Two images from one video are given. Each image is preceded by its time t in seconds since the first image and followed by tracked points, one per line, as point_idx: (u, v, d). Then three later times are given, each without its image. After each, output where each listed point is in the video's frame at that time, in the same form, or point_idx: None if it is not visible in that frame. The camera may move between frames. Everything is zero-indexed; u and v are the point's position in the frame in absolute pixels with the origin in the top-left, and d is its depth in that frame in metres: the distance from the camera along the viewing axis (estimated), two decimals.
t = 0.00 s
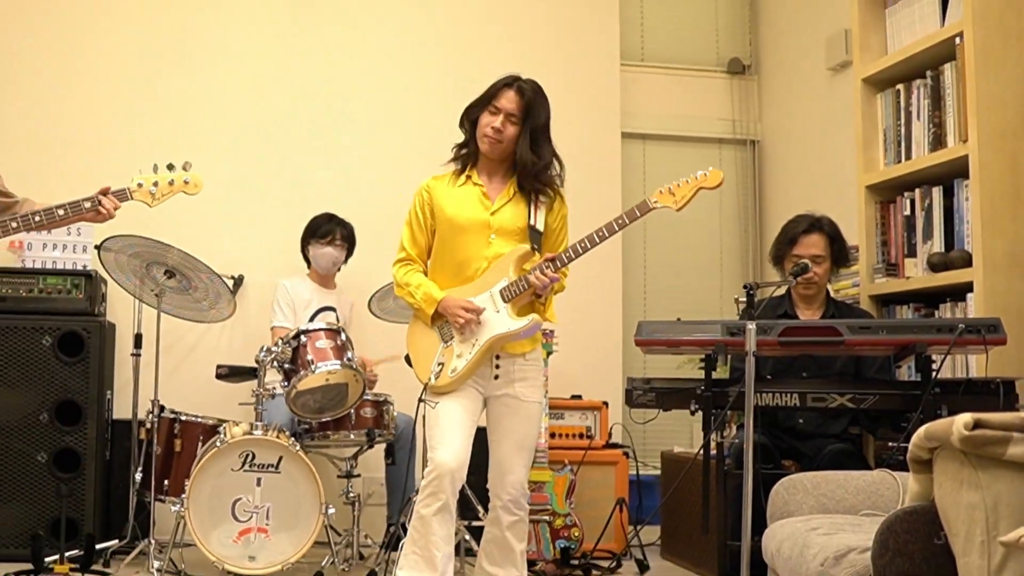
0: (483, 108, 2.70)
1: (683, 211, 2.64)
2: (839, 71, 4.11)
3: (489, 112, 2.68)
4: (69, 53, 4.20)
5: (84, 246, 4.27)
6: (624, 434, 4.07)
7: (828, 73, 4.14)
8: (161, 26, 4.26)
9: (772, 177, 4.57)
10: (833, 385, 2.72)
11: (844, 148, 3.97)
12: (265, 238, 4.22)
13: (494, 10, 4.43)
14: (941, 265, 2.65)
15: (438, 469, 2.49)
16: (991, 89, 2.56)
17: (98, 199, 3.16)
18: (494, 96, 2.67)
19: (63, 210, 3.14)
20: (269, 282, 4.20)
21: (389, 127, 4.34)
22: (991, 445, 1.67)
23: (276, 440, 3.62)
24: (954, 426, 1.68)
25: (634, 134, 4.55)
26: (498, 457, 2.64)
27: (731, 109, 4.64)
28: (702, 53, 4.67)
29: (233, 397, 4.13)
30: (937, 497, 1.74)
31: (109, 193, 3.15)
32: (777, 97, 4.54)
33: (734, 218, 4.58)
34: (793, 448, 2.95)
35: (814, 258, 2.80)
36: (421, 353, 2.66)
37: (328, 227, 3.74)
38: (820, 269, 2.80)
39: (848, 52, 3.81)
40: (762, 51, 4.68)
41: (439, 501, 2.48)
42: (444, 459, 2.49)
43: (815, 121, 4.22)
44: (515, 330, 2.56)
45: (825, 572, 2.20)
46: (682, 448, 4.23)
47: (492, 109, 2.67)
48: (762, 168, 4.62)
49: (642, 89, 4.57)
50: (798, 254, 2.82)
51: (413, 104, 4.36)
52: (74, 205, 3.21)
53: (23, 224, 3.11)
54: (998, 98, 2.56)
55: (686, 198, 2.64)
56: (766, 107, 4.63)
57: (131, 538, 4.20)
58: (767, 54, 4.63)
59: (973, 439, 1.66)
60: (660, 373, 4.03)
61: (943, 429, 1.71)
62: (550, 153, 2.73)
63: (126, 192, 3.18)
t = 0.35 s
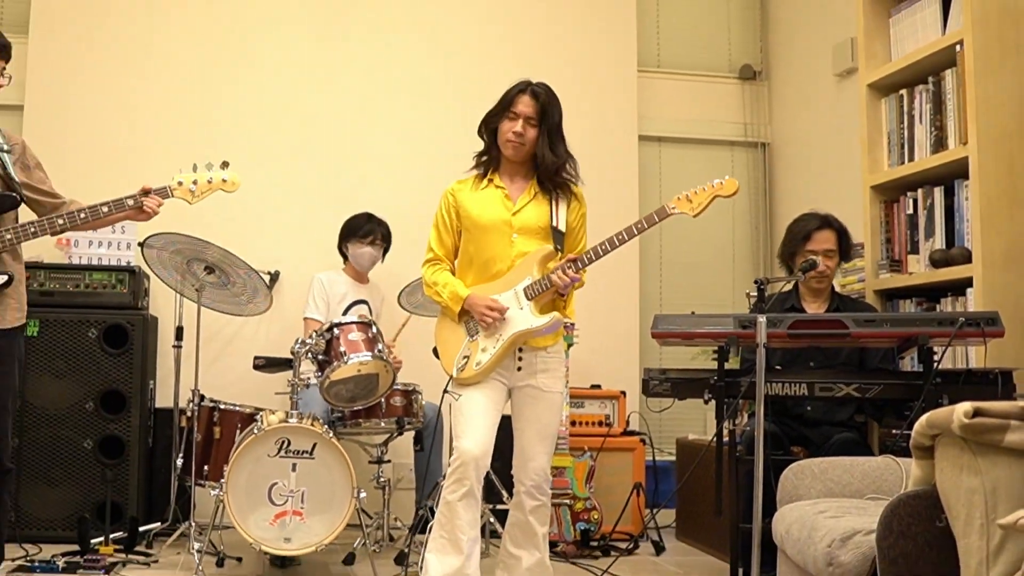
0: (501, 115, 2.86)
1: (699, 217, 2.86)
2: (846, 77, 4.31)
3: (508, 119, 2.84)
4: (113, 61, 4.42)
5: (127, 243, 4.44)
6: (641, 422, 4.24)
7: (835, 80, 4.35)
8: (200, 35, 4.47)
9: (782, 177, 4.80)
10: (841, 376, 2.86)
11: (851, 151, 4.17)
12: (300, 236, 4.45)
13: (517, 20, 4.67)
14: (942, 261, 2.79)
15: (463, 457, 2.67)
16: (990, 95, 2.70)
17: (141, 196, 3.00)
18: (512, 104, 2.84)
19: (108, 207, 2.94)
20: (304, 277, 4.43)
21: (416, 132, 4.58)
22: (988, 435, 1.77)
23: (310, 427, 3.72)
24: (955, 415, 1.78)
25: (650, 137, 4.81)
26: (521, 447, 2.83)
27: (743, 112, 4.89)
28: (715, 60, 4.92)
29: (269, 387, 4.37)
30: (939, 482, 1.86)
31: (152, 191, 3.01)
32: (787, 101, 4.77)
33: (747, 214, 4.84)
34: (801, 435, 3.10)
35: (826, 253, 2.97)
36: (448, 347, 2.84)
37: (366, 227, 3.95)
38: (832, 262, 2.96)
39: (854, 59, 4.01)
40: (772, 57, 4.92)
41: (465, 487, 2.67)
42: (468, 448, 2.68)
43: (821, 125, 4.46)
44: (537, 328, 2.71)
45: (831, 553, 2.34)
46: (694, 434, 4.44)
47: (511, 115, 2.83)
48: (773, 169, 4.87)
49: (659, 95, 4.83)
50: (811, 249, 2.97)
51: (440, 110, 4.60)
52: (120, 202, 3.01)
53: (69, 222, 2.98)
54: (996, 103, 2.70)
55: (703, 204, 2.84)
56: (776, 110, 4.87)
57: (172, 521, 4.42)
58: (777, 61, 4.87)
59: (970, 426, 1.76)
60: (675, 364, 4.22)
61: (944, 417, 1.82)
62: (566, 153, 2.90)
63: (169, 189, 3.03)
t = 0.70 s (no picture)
0: (524, 124, 3.02)
1: (709, 217, 3.05)
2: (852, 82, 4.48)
3: (531, 127, 3.00)
4: (154, 69, 4.65)
5: (167, 241, 4.64)
6: (656, 412, 4.41)
7: (840, 86, 4.53)
8: (237, 44, 4.71)
9: (791, 177, 5.01)
10: (847, 367, 3.01)
11: (857, 152, 4.33)
12: (331, 234, 4.68)
13: (538, 28, 4.88)
14: (943, 257, 2.94)
15: (494, 448, 2.85)
16: (988, 98, 2.83)
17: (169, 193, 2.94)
18: (533, 113, 2.98)
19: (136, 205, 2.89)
20: (336, 273, 4.66)
21: (442, 136, 4.80)
22: (988, 422, 1.82)
23: (342, 416, 3.88)
24: (955, 404, 1.83)
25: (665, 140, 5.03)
26: (545, 437, 3.01)
27: (754, 115, 5.11)
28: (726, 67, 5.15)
29: (302, 378, 4.61)
30: (941, 468, 1.91)
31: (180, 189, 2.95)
32: (795, 104, 4.96)
33: (756, 219, 5.05)
34: (809, 424, 3.26)
35: (833, 250, 3.11)
36: (473, 342, 3.01)
37: (400, 227, 4.12)
38: (838, 259, 3.11)
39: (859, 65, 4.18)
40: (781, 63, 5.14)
41: (494, 477, 2.85)
42: (499, 440, 2.85)
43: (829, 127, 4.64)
44: (558, 324, 2.88)
45: (839, 535, 2.45)
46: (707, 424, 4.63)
47: (533, 124, 2.99)
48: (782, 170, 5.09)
49: (674, 98, 5.05)
50: (819, 246, 3.12)
51: (465, 114, 4.82)
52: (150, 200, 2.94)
53: (101, 222, 2.92)
54: (995, 106, 2.84)
55: (714, 206, 3.06)
56: (785, 114, 5.08)
57: (210, 506, 4.64)
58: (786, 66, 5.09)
59: (971, 415, 1.81)
60: (690, 356, 4.41)
61: (945, 406, 1.88)
62: (584, 160, 3.07)
63: (196, 188, 2.99)
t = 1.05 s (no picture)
0: (548, 130, 3.18)
1: (724, 222, 3.23)
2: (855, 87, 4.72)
3: (554, 133, 3.17)
4: (193, 80, 4.95)
5: (204, 238, 4.86)
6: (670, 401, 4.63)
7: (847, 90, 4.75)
8: (271, 57, 5.02)
9: (797, 179, 5.29)
10: (854, 358, 3.12)
11: (858, 155, 4.60)
12: (362, 233, 4.98)
13: (555, 38, 5.17)
14: (944, 254, 3.09)
15: (517, 435, 3.00)
16: (988, 101, 2.97)
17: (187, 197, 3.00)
18: (557, 121, 3.14)
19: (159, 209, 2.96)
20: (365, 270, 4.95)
21: (466, 141, 5.09)
22: (987, 413, 1.98)
23: (369, 405, 4.00)
24: (958, 397, 2.00)
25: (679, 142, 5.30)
26: (565, 427, 3.18)
27: (763, 120, 5.38)
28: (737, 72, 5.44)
29: (332, 369, 4.86)
30: (942, 456, 2.09)
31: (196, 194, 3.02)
32: (802, 110, 5.24)
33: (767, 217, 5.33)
34: (817, 413, 3.41)
35: (834, 248, 3.28)
36: (494, 334, 3.18)
37: (415, 222, 4.31)
38: (839, 257, 3.26)
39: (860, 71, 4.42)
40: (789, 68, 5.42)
41: (517, 462, 3.01)
42: (523, 427, 3.00)
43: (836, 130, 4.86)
44: (575, 319, 3.04)
45: (844, 520, 2.58)
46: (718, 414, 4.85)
47: (557, 130, 3.16)
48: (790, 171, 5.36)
49: (686, 103, 5.33)
50: (821, 244, 3.29)
51: (472, 115, 5.11)
52: (169, 202, 3.04)
53: (125, 224, 2.98)
54: (994, 108, 2.97)
55: (728, 212, 3.24)
56: (792, 119, 5.36)
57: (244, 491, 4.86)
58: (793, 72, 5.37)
59: (971, 406, 1.98)
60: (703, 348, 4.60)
61: (946, 397, 2.05)
62: (604, 167, 3.24)
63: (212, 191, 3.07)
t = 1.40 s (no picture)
0: (568, 137, 3.34)
1: (736, 223, 3.38)
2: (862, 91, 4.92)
3: (575, 142, 3.33)
4: (226, 85, 5.16)
5: (236, 236, 5.06)
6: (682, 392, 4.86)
7: (853, 93, 4.93)
8: (301, 62, 5.23)
9: (805, 180, 5.52)
10: (859, 352, 3.25)
11: (866, 156, 4.79)
12: (388, 231, 5.20)
13: (573, 44, 5.37)
14: (945, 251, 3.24)
15: (536, 424, 3.18)
16: (987, 106, 3.11)
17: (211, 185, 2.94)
18: (578, 129, 3.32)
19: (188, 200, 2.92)
20: (391, 266, 5.18)
21: (488, 142, 5.28)
22: (985, 403, 2.11)
23: (395, 396, 4.12)
24: (955, 387, 2.14)
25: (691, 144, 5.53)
26: (583, 416, 3.35)
27: (772, 123, 5.62)
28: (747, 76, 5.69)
29: (359, 362, 5.09)
30: (942, 444, 2.23)
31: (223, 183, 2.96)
32: (809, 113, 5.47)
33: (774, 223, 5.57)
34: (822, 403, 3.60)
35: (840, 247, 3.43)
36: (516, 326, 3.36)
37: (440, 222, 4.50)
38: (845, 255, 3.42)
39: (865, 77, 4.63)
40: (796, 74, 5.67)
41: (536, 449, 3.17)
42: (541, 417, 3.18)
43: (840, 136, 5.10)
44: (593, 313, 3.20)
45: (849, 506, 2.63)
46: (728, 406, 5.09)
47: (578, 138, 3.32)
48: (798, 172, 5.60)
49: (699, 107, 5.57)
50: (827, 243, 3.45)
51: (498, 119, 5.30)
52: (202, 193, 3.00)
53: (157, 215, 2.94)
54: (993, 113, 3.11)
55: (741, 214, 3.37)
56: (800, 122, 5.60)
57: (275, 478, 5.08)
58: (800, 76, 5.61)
59: (969, 395, 2.11)
60: (714, 342, 4.79)
61: (947, 389, 2.19)
62: (621, 170, 3.42)
63: (242, 180, 3.04)
